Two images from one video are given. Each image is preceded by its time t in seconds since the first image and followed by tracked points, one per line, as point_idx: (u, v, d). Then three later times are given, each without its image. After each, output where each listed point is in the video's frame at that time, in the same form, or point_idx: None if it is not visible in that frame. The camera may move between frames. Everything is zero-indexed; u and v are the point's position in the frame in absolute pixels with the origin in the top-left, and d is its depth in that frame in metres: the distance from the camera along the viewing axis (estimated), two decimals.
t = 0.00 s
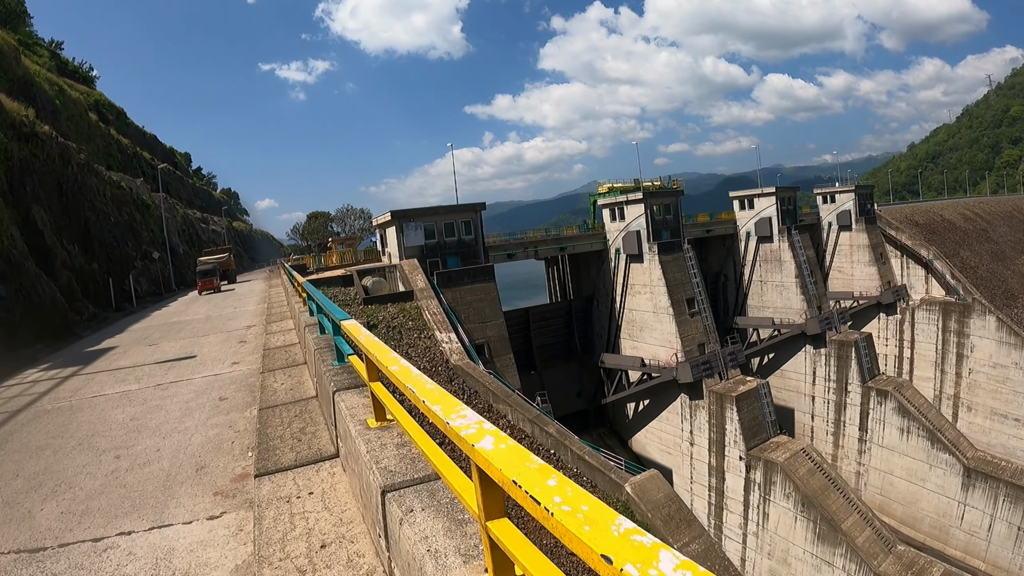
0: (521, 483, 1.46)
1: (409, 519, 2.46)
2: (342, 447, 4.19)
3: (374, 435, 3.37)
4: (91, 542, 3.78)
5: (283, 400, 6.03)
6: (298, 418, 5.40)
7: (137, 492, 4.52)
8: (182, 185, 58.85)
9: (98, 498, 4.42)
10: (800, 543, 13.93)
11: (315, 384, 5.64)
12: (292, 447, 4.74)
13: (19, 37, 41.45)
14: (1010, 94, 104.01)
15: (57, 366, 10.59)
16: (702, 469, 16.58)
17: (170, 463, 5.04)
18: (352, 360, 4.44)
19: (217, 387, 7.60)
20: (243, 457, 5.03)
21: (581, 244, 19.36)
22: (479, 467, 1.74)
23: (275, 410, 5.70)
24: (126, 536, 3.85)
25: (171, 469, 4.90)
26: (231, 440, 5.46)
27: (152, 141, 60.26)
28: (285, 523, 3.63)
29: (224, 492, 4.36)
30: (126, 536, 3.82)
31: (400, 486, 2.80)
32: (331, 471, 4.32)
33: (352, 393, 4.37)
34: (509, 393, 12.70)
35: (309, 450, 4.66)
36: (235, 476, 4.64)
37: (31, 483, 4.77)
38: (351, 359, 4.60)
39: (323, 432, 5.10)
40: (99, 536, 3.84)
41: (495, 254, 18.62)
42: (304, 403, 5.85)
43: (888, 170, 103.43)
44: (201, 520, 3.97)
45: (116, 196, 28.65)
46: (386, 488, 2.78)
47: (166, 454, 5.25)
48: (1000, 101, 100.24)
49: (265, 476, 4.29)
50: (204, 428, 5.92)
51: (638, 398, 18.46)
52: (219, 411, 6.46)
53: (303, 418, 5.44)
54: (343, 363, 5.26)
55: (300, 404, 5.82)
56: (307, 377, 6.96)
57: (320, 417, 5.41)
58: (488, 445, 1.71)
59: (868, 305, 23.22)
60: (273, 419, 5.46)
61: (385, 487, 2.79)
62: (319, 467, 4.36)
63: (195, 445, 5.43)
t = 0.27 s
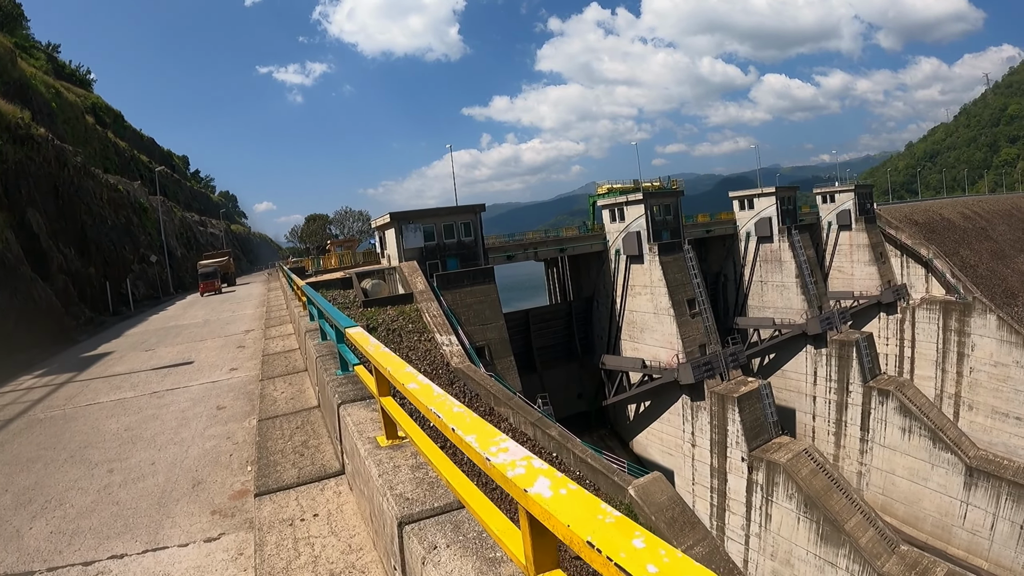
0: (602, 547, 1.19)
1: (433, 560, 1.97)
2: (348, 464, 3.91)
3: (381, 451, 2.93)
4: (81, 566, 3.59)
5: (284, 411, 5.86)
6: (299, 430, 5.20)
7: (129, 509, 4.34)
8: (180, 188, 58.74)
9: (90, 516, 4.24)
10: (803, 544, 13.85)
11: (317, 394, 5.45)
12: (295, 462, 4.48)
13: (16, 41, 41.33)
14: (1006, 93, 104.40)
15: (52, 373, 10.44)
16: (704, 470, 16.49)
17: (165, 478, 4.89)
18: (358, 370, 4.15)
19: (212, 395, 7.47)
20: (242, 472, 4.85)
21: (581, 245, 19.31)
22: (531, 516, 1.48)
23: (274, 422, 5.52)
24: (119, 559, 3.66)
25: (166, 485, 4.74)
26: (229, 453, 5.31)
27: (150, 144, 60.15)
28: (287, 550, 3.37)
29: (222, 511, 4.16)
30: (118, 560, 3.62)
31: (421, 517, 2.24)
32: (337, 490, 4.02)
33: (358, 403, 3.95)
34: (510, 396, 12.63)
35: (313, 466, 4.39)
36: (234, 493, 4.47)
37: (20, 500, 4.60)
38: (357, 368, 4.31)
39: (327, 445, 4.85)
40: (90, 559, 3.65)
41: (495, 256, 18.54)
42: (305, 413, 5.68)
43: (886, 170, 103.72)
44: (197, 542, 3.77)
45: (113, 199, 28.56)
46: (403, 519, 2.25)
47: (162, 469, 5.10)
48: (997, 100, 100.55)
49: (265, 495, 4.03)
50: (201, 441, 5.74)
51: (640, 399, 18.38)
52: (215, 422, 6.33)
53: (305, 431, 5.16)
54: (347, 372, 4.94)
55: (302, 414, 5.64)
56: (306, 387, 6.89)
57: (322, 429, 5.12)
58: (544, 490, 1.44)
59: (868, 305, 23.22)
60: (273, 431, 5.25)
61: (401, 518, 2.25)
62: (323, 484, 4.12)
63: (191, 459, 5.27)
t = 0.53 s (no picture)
0: None
1: None
2: (353, 481, 3.78)
3: (392, 472, 2.74)
4: None
5: (284, 420, 5.71)
6: (300, 441, 5.06)
7: (122, 524, 4.18)
8: (181, 188, 58.68)
9: (81, 531, 4.09)
10: (807, 547, 13.78)
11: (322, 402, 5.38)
12: (296, 477, 4.38)
13: (17, 41, 41.25)
14: (1009, 94, 104.28)
15: (49, 375, 10.32)
16: (707, 473, 16.42)
17: (159, 490, 4.74)
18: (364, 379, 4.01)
19: (210, 401, 7.35)
20: (241, 485, 4.71)
21: (583, 246, 19.25)
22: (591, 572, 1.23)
23: (275, 431, 5.37)
24: None
25: (160, 498, 4.59)
26: (226, 464, 5.16)
27: (152, 144, 60.10)
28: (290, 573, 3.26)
29: (220, 527, 4.01)
30: None
31: (443, 551, 2.05)
32: (341, 508, 3.92)
33: (363, 416, 3.84)
34: (514, 398, 12.56)
35: (315, 480, 4.29)
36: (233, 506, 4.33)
37: (10, 512, 4.45)
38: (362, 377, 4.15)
39: (330, 458, 4.71)
40: None
41: (498, 257, 18.49)
42: (307, 421, 5.55)
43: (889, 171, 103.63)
44: (194, 562, 3.61)
45: (114, 200, 28.51)
46: (421, 554, 2.05)
47: (156, 480, 4.96)
48: (1000, 100, 100.43)
49: (265, 513, 3.91)
50: (198, 450, 5.59)
51: (643, 401, 18.31)
52: (212, 429, 6.19)
53: (308, 442, 5.02)
54: (351, 380, 4.72)
55: (304, 424, 5.49)
56: (308, 392, 6.68)
57: (326, 441, 5.02)
58: (617, 550, 1.17)
59: (872, 306, 23.17)
60: (274, 441, 5.09)
61: (420, 552, 2.04)
62: (327, 501, 4.01)
63: (187, 470, 5.12)
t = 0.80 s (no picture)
0: None
1: None
2: (366, 499, 3.42)
3: (413, 495, 2.56)
4: None
5: (288, 428, 5.31)
6: (305, 452, 4.68)
7: (115, 541, 3.86)
8: (184, 189, 58.69)
9: (70, 549, 3.76)
10: (813, 550, 13.67)
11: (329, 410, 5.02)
12: (302, 493, 4.00)
13: (20, 41, 41.27)
14: (1011, 96, 104.27)
15: (48, 377, 10.08)
16: (712, 476, 16.31)
17: (155, 504, 4.38)
18: (376, 388, 3.72)
19: (210, 406, 7.04)
20: (243, 499, 4.36)
21: (588, 247, 19.17)
22: None
23: (279, 441, 4.98)
24: None
25: (157, 513, 4.23)
26: (227, 475, 4.81)
27: (155, 145, 60.13)
28: None
29: (218, 548, 3.68)
30: None
31: None
32: (352, 529, 3.55)
33: (376, 428, 3.58)
34: (519, 401, 12.45)
35: (323, 497, 3.92)
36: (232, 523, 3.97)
37: None
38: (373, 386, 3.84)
39: (339, 471, 4.33)
40: None
41: (502, 258, 18.42)
42: (312, 431, 5.13)
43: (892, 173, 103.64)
44: None
45: (116, 200, 28.45)
46: None
47: (153, 493, 4.60)
48: (1003, 102, 100.37)
49: (268, 535, 3.55)
50: (198, 461, 5.25)
51: (647, 403, 18.23)
52: (212, 436, 5.90)
53: (314, 454, 4.63)
54: (360, 388, 4.51)
55: (309, 432, 5.10)
56: (315, 397, 6.29)
57: (335, 452, 4.63)
58: None
59: (877, 309, 23.10)
60: (277, 452, 4.73)
61: None
62: (335, 521, 3.62)
63: (185, 482, 4.77)
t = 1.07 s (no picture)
0: None
1: None
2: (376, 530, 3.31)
3: (432, 538, 2.44)
4: None
5: (291, 444, 5.16)
6: (309, 472, 4.54)
7: (108, 566, 3.61)
8: (188, 189, 58.70)
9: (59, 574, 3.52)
10: (818, 556, 13.59)
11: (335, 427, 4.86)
12: (306, 519, 3.84)
13: (24, 40, 41.24)
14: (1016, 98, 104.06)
15: (45, 383, 9.85)
16: (717, 480, 16.23)
17: (151, 524, 4.14)
18: (389, 413, 3.62)
19: (210, 416, 6.68)
20: (243, 521, 4.09)
21: (594, 250, 19.13)
22: None
23: (281, 458, 4.85)
24: None
25: (152, 533, 3.99)
26: (227, 493, 4.55)
27: (159, 145, 60.14)
28: None
29: None
30: None
31: None
32: (359, 562, 3.38)
33: (387, 456, 3.46)
34: (524, 405, 12.37)
35: (329, 524, 3.75)
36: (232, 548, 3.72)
37: None
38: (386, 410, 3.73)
39: (344, 494, 4.18)
40: None
41: (507, 261, 18.37)
42: (316, 448, 5.00)
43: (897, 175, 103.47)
44: None
45: (119, 200, 28.42)
46: None
47: (149, 511, 4.34)
48: (1008, 105, 100.19)
49: (271, 566, 3.38)
50: (196, 477, 4.95)
51: (652, 407, 18.14)
52: (212, 449, 5.55)
53: (320, 475, 4.49)
54: (368, 406, 4.29)
55: (313, 449, 4.98)
56: (319, 408, 6.15)
57: (341, 474, 4.50)
58: None
59: (882, 312, 23.03)
60: (279, 471, 4.59)
61: None
62: (343, 554, 3.45)
63: (182, 501, 4.49)
